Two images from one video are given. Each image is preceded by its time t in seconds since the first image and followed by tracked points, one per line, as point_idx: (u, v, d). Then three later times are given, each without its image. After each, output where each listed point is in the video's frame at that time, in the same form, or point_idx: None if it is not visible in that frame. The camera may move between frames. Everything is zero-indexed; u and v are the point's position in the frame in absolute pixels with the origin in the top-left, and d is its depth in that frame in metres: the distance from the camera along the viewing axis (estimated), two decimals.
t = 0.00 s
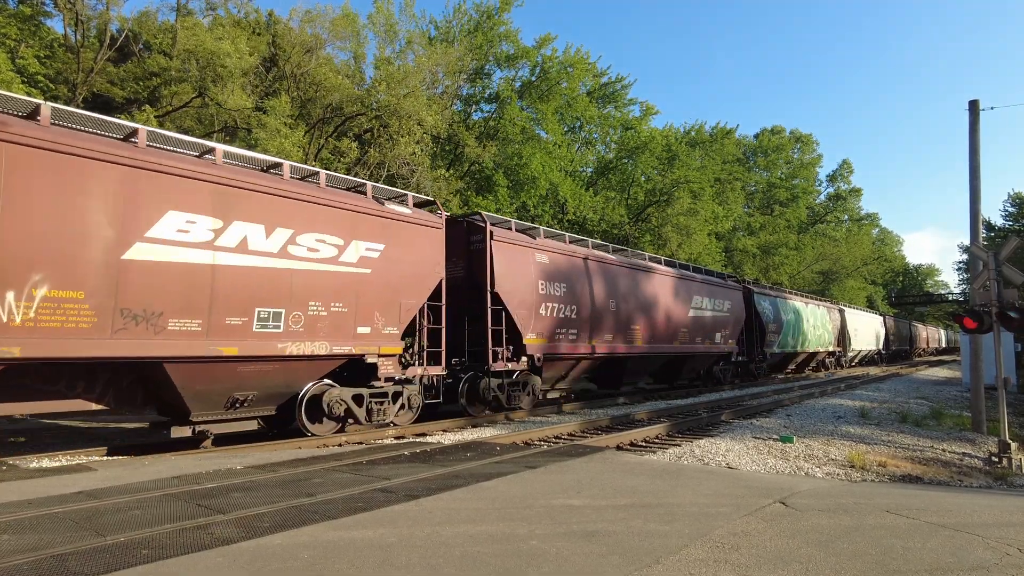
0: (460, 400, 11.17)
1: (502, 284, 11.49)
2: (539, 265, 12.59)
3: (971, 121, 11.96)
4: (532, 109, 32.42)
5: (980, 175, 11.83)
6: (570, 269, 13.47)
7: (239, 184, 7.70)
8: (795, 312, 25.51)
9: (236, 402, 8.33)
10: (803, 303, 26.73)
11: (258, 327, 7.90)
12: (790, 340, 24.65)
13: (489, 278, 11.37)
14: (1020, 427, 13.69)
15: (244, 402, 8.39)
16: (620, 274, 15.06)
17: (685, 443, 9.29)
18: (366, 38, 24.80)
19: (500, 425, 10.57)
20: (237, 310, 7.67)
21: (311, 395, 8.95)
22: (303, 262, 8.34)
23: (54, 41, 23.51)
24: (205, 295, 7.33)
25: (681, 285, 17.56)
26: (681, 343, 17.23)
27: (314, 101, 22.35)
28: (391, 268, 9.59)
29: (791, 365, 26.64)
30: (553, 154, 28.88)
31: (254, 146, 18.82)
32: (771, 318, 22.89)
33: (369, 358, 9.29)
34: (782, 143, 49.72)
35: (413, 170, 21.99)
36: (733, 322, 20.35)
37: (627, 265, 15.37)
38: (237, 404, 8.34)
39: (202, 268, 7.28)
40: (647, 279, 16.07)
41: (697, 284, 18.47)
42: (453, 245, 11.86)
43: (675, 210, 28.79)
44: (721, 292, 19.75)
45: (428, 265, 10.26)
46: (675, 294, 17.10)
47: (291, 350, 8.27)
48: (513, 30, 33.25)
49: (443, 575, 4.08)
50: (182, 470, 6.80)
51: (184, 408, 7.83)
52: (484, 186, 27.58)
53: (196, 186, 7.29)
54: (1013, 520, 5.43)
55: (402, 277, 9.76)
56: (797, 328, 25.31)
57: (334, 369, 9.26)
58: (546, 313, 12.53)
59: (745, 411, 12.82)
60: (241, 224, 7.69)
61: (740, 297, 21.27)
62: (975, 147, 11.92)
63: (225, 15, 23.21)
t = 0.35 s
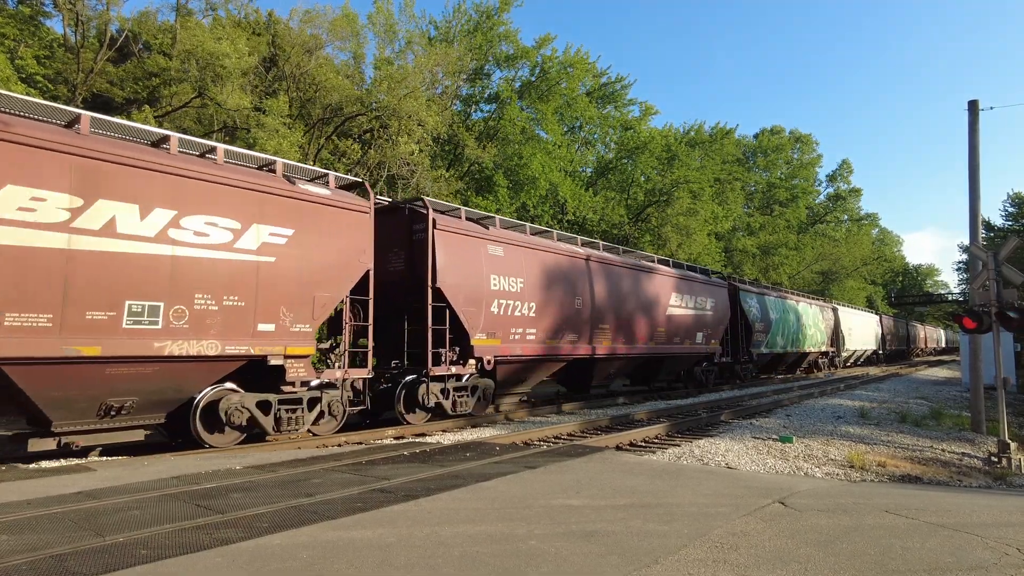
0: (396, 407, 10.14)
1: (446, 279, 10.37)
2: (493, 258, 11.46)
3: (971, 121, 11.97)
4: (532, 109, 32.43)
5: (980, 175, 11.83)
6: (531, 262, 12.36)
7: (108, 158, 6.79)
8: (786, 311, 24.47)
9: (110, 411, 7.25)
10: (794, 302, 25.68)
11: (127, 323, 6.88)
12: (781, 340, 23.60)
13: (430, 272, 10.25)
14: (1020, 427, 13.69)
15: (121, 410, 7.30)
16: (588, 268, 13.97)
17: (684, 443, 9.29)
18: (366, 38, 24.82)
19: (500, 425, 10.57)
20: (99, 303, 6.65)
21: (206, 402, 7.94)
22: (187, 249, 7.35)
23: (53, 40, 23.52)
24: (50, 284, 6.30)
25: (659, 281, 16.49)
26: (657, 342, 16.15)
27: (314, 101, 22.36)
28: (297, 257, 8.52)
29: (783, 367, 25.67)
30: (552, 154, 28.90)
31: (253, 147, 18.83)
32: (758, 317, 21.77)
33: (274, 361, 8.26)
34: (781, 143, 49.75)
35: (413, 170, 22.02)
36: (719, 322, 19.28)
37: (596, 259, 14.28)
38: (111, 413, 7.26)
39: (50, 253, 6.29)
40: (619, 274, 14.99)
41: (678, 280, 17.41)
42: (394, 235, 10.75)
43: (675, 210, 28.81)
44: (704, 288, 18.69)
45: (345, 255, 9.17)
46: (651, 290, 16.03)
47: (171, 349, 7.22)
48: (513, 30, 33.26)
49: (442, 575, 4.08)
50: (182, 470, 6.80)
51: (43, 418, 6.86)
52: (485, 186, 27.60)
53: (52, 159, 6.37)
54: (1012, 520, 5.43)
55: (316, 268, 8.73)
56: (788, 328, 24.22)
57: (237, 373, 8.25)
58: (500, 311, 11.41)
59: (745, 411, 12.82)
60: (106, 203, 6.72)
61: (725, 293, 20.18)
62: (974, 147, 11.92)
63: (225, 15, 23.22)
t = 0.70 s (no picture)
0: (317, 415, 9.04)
1: (373, 269, 9.27)
2: (433, 247, 10.35)
3: (971, 121, 11.98)
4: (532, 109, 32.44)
5: (980, 175, 11.83)
6: (481, 253, 11.28)
7: None
8: (775, 310, 23.38)
9: None
10: (783, 300, 24.66)
11: None
12: (769, 340, 22.49)
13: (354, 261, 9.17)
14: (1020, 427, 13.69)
15: None
16: (549, 261, 12.89)
17: (684, 443, 9.30)
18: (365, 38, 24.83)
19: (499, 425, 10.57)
20: None
21: (69, 411, 6.82)
22: (31, 231, 6.25)
23: (53, 40, 23.53)
24: None
25: (631, 275, 15.41)
26: (628, 342, 15.04)
27: (314, 101, 22.38)
28: (182, 242, 7.41)
29: (772, 367, 24.64)
30: (552, 154, 28.93)
31: (251, 147, 18.84)
32: (744, 315, 20.65)
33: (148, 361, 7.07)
34: (781, 143, 49.77)
35: (413, 171, 22.05)
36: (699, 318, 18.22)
37: (558, 251, 13.21)
38: None
39: None
40: (584, 268, 13.90)
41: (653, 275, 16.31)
42: (319, 220, 9.66)
43: (675, 210, 28.83)
44: (683, 285, 17.62)
45: (245, 241, 8.03)
46: (621, 285, 14.96)
47: (10, 349, 6.12)
48: (513, 30, 33.27)
49: (441, 575, 4.08)
50: (181, 470, 6.81)
51: None
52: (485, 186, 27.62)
53: None
54: (1011, 520, 5.43)
55: (206, 257, 7.60)
56: (777, 327, 23.10)
57: (110, 375, 7.15)
58: (440, 306, 10.32)
59: (745, 411, 12.83)
60: None
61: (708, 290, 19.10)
62: (974, 146, 11.92)
63: (225, 15, 23.23)
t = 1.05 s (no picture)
0: (214, 423, 7.94)
1: (278, 257, 8.21)
2: (356, 234, 9.28)
3: (971, 121, 11.99)
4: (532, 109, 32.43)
5: (978, 175, 11.85)
6: (420, 241, 10.19)
7: None
8: (761, 308, 22.38)
9: None
10: (773, 298, 23.72)
11: None
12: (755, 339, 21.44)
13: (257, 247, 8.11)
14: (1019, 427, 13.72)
15: None
16: (502, 251, 11.79)
17: (684, 443, 9.31)
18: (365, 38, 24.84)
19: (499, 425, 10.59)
20: None
21: None
22: None
23: (53, 40, 23.52)
24: None
25: (597, 269, 14.33)
26: (593, 341, 13.94)
27: (314, 101, 22.39)
28: (32, 219, 6.28)
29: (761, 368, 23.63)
30: (552, 154, 28.93)
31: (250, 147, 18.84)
32: (728, 313, 19.49)
33: None
34: (780, 143, 49.76)
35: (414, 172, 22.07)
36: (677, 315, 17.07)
37: (514, 240, 12.11)
38: None
39: None
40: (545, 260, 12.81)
41: (623, 269, 15.26)
42: (224, 203, 8.88)
43: (675, 210, 28.84)
44: (659, 280, 16.56)
45: (114, 225, 6.88)
46: (586, 279, 13.87)
47: None
48: (513, 30, 33.27)
49: (441, 575, 4.08)
50: (182, 470, 6.82)
51: None
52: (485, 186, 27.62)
53: None
54: (1011, 521, 5.44)
55: (63, 243, 6.47)
56: (762, 325, 22.06)
57: None
58: (364, 300, 9.22)
59: (744, 411, 12.84)
60: None
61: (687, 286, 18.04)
62: (974, 147, 11.93)
63: (225, 15, 23.23)
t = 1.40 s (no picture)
0: (85, 436, 6.97)
1: (155, 245, 7.08)
2: (260, 218, 8.11)
3: (970, 121, 11.99)
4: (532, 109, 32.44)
5: (978, 175, 11.84)
6: (342, 228, 9.02)
7: None
8: (745, 306, 21.52)
9: None
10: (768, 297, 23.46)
11: None
12: (738, 339, 20.57)
13: (130, 231, 6.99)
14: (1018, 427, 13.73)
15: None
16: (448, 241, 10.64)
17: (683, 443, 9.32)
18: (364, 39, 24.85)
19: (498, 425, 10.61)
20: None
21: None
22: None
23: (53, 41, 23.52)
24: None
25: (561, 264, 13.23)
26: (553, 340, 12.86)
27: (313, 101, 22.38)
28: None
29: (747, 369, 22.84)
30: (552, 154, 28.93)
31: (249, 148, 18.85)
32: (708, 311, 18.76)
33: None
34: (780, 143, 49.74)
35: (414, 172, 22.10)
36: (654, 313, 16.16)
37: (462, 229, 10.96)
38: None
39: None
40: (498, 251, 11.68)
41: (590, 264, 14.15)
42: (106, 183, 7.68)
43: (674, 210, 28.86)
44: (632, 276, 15.48)
45: None
46: (548, 273, 12.75)
47: None
48: (513, 30, 33.28)
49: (439, 575, 4.08)
50: (181, 470, 6.83)
51: None
52: (484, 186, 27.62)
53: None
54: (1009, 521, 5.44)
55: None
56: (746, 325, 21.21)
57: None
58: (268, 294, 8.06)
59: (743, 411, 12.86)
60: None
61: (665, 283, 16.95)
62: (974, 147, 11.93)
63: (225, 15, 23.22)
